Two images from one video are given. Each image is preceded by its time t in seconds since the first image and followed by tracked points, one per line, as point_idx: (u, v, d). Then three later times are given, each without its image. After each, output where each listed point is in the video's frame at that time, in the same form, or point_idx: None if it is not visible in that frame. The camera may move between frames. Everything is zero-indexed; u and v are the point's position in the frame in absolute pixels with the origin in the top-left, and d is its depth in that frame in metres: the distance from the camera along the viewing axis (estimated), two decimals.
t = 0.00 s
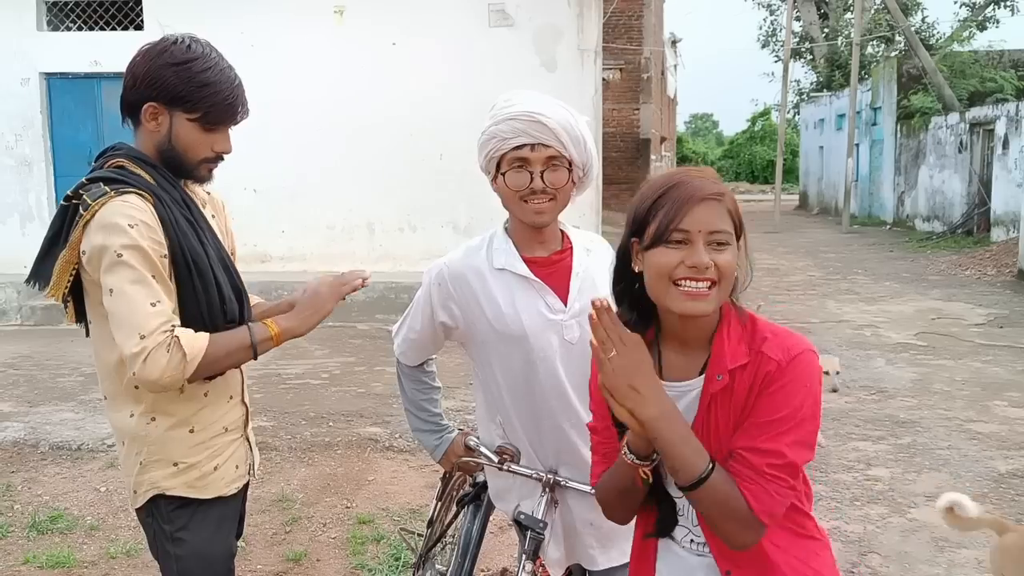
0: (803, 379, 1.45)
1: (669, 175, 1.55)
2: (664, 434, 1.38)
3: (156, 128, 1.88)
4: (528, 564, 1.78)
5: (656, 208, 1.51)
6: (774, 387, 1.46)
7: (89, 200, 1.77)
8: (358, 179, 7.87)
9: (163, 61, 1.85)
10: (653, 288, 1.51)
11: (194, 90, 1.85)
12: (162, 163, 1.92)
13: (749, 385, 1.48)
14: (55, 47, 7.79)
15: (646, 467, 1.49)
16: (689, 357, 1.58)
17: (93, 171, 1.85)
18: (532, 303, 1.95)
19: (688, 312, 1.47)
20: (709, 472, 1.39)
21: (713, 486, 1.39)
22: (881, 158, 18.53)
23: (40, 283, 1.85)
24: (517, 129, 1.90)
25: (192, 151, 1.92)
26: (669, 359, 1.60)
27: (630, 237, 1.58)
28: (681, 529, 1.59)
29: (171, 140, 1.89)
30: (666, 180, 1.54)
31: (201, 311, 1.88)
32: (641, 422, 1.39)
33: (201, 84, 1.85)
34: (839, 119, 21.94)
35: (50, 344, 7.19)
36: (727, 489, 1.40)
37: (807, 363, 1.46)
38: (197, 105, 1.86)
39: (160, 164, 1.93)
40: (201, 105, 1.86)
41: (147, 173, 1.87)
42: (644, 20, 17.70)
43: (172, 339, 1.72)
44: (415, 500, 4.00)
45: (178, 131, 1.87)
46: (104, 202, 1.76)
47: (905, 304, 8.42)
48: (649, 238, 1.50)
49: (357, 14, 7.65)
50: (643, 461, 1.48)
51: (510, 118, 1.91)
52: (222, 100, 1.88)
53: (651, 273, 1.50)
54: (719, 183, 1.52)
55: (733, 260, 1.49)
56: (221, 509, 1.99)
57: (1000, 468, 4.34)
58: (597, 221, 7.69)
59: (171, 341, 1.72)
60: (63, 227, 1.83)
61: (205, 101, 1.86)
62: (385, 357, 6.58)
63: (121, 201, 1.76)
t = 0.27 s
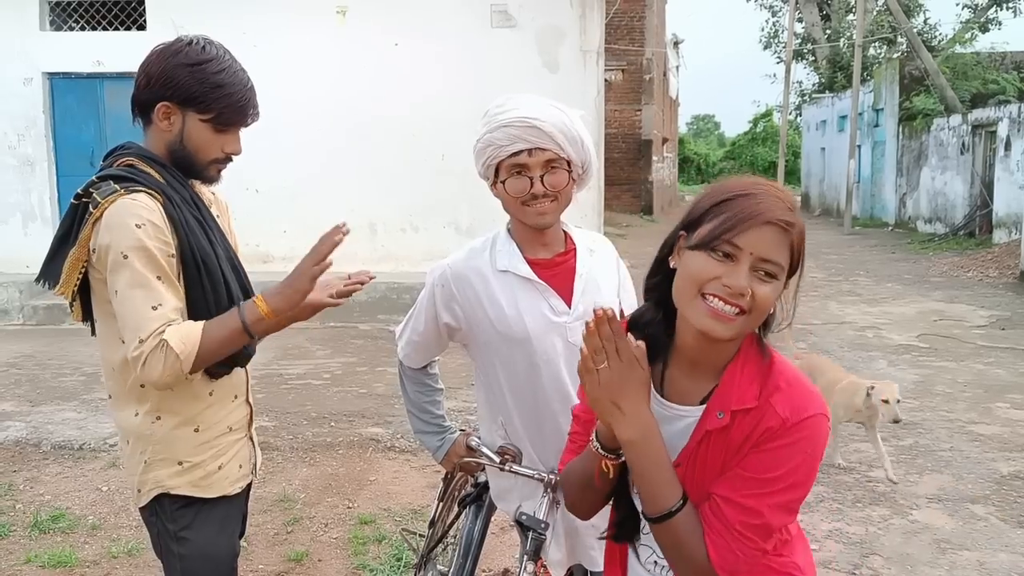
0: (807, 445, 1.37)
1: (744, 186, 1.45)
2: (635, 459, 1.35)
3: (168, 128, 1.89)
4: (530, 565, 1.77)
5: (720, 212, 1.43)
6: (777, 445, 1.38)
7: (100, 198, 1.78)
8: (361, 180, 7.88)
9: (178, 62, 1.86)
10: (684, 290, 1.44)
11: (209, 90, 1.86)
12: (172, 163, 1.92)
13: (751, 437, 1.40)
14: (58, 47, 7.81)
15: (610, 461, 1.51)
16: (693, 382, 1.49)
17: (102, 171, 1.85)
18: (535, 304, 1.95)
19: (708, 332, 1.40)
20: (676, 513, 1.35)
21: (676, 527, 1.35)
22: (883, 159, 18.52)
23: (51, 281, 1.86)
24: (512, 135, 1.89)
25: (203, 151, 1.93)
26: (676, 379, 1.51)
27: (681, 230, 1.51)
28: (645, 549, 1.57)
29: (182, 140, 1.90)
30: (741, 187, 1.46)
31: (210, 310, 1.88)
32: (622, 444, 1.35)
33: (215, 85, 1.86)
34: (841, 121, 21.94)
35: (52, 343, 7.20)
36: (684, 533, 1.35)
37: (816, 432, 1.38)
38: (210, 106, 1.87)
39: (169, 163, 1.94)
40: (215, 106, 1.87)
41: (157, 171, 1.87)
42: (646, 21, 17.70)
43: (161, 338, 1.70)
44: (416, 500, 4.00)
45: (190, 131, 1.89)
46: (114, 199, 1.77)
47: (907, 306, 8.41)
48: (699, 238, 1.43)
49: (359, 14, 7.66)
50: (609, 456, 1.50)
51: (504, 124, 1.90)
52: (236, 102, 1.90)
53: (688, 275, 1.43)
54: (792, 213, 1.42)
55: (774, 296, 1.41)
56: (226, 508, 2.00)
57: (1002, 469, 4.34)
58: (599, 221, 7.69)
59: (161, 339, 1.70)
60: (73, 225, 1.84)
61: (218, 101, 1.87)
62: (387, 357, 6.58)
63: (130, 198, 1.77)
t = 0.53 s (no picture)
0: (825, 476, 1.35)
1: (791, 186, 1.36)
2: (650, 487, 1.29)
3: (169, 129, 1.90)
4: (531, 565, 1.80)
5: (765, 214, 1.34)
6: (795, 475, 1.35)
7: (105, 196, 1.78)
8: (363, 180, 7.88)
9: (177, 63, 1.87)
10: (711, 296, 1.34)
11: (208, 91, 1.87)
12: (175, 162, 1.93)
13: (771, 466, 1.36)
14: (62, 47, 7.82)
15: (602, 471, 1.35)
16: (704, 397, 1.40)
17: (109, 170, 1.86)
18: (539, 302, 1.95)
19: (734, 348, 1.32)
20: (690, 549, 1.30)
21: (689, 565, 1.30)
22: (886, 161, 18.51)
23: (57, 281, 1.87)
24: (498, 142, 1.92)
25: (204, 151, 1.94)
26: (684, 393, 1.41)
27: (711, 223, 1.41)
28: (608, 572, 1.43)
29: (183, 140, 1.91)
30: (792, 188, 1.36)
31: (206, 309, 1.89)
32: (640, 471, 1.29)
33: (215, 86, 1.87)
34: (844, 122, 21.93)
35: (55, 343, 7.21)
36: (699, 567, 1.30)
37: (834, 463, 1.36)
38: (211, 106, 1.88)
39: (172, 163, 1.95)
40: (215, 106, 1.88)
41: (160, 170, 1.88)
42: (649, 22, 17.70)
43: (190, 342, 1.77)
44: (419, 500, 4.00)
45: (190, 132, 1.90)
46: (119, 197, 1.77)
47: (909, 308, 8.40)
48: (738, 241, 1.33)
49: (362, 15, 7.66)
50: (602, 464, 1.34)
51: (492, 130, 1.93)
52: (236, 102, 1.90)
53: (719, 281, 1.34)
54: (843, 228, 1.34)
55: (808, 314, 1.33)
56: (230, 507, 2.00)
57: (1005, 472, 4.33)
58: (601, 223, 7.69)
59: (188, 341, 1.76)
60: (79, 225, 1.85)
61: (218, 102, 1.88)
62: (389, 358, 6.58)
63: (135, 197, 1.76)
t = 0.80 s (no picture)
0: (812, 474, 1.28)
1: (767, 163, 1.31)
2: (620, 507, 1.23)
3: (170, 130, 1.90)
4: (533, 564, 1.81)
5: (739, 190, 1.29)
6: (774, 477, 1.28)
7: (108, 199, 1.78)
8: (364, 181, 7.88)
9: (179, 64, 1.87)
10: (681, 279, 1.28)
11: (209, 93, 1.86)
12: (177, 163, 1.93)
13: (747, 467, 1.29)
14: (64, 48, 7.82)
15: (558, 448, 1.30)
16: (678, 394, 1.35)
17: (112, 171, 1.86)
18: (543, 297, 1.96)
19: (704, 334, 1.26)
20: (676, 566, 1.24)
21: None
22: (887, 163, 18.51)
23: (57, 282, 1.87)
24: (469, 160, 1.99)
25: (206, 153, 1.94)
26: (656, 387, 1.36)
27: (685, 203, 1.36)
28: None
29: (185, 142, 1.91)
30: (769, 164, 1.31)
31: (212, 312, 1.89)
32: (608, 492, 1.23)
33: (216, 88, 1.87)
34: (845, 124, 21.93)
35: (56, 344, 7.21)
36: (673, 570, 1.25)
37: (821, 460, 1.28)
38: (212, 109, 1.87)
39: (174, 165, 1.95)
40: (216, 108, 1.88)
41: (164, 172, 1.88)
42: (650, 24, 17.69)
43: (180, 347, 1.74)
44: (420, 502, 4.00)
45: (192, 133, 1.90)
46: (123, 200, 1.77)
47: (911, 310, 8.40)
48: (711, 219, 1.28)
49: (364, 16, 7.67)
50: (558, 441, 1.30)
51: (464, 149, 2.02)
52: (237, 104, 1.90)
53: (690, 262, 1.28)
54: (824, 208, 1.29)
55: (785, 299, 1.28)
56: (233, 508, 2.00)
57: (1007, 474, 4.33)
58: (602, 224, 7.69)
59: (179, 347, 1.74)
60: (81, 226, 1.85)
61: (218, 104, 1.88)
62: (390, 359, 6.58)
63: (138, 199, 1.77)
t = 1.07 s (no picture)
0: (781, 445, 1.32)
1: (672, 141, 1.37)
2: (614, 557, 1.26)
3: (174, 131, 1.91)
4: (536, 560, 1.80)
5: (648, 173, 1.34)
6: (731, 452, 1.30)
7: (110, 201, 1.78)
8: (367, 182, 7.89)
9: (182, 66, 1.88)
10: (607, 268, 1.32)
11: (213, 94, 1.87)
12: (181, 164, 1.94)
13: (702, 443, 1.31)
14: (67, 49, 7.84)
15: (515, 475, 1.30)
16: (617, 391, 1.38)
17: (114, 173, 1.86)
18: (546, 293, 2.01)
19: (636, 316, 1.29)
20: None
21: None
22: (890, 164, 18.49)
23: (60, 284, 1.87)
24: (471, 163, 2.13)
25: (210, 154, 1.94)
26: (595, 388, 1.40)
27: (595, 196, 1.40)
28: None
29: (189, 143, 1.92)
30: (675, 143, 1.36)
31: (215, 314, 1.89)
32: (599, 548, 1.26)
33: (220, 89, 1.88)
34: (848, 125, 21.91)
35: (59, 345, 7.21)
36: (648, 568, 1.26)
37: (774, 427, 1.30)
38: (216, 110, 1.88)
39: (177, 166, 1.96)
40: (220, 109, 1.89)
41: (167, 173, 1.88)
42: (653, 25, 17.70)
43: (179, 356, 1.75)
44: (422, 503, 4.00)
45: (196, 135, 1.91)
46: (125, 202, 1.77)
47: (914, 311, 8.39)
48: (627, 206, 1.32)
49: (367, 17, 7.68)
50: (518, 470, 1.29)
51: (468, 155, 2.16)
52: (241, 105, 1.91)
53: (614, 249, 1.32)
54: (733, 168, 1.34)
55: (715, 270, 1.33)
56: (235, 509, 2.00)
57: (1010, 476, 4.33)
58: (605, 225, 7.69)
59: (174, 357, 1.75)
60: (84, 228, 1.86)
61: (222, 105, 1.88)
62: (392, 360, 6.58)
63: (141, 202, 1.77)
